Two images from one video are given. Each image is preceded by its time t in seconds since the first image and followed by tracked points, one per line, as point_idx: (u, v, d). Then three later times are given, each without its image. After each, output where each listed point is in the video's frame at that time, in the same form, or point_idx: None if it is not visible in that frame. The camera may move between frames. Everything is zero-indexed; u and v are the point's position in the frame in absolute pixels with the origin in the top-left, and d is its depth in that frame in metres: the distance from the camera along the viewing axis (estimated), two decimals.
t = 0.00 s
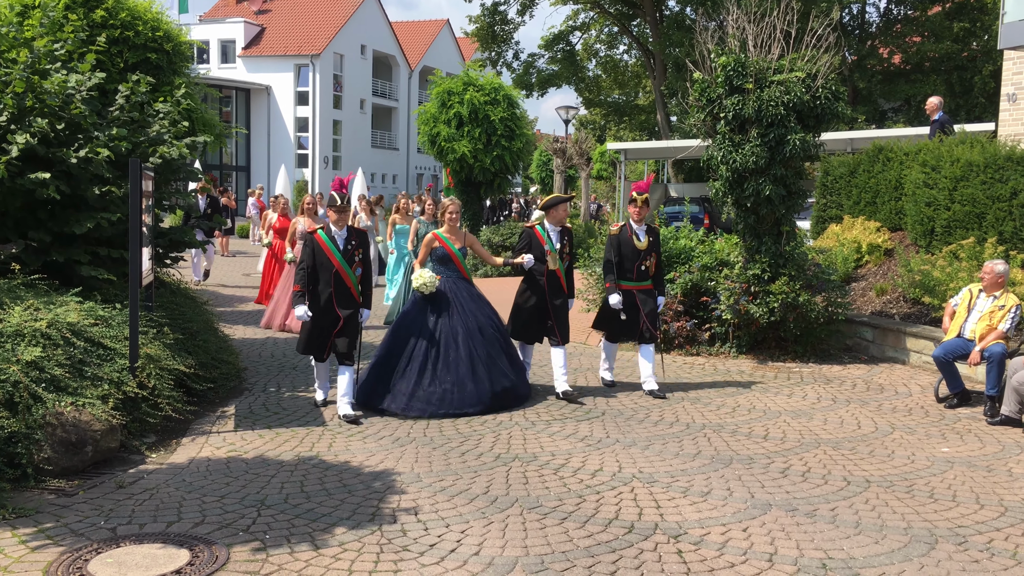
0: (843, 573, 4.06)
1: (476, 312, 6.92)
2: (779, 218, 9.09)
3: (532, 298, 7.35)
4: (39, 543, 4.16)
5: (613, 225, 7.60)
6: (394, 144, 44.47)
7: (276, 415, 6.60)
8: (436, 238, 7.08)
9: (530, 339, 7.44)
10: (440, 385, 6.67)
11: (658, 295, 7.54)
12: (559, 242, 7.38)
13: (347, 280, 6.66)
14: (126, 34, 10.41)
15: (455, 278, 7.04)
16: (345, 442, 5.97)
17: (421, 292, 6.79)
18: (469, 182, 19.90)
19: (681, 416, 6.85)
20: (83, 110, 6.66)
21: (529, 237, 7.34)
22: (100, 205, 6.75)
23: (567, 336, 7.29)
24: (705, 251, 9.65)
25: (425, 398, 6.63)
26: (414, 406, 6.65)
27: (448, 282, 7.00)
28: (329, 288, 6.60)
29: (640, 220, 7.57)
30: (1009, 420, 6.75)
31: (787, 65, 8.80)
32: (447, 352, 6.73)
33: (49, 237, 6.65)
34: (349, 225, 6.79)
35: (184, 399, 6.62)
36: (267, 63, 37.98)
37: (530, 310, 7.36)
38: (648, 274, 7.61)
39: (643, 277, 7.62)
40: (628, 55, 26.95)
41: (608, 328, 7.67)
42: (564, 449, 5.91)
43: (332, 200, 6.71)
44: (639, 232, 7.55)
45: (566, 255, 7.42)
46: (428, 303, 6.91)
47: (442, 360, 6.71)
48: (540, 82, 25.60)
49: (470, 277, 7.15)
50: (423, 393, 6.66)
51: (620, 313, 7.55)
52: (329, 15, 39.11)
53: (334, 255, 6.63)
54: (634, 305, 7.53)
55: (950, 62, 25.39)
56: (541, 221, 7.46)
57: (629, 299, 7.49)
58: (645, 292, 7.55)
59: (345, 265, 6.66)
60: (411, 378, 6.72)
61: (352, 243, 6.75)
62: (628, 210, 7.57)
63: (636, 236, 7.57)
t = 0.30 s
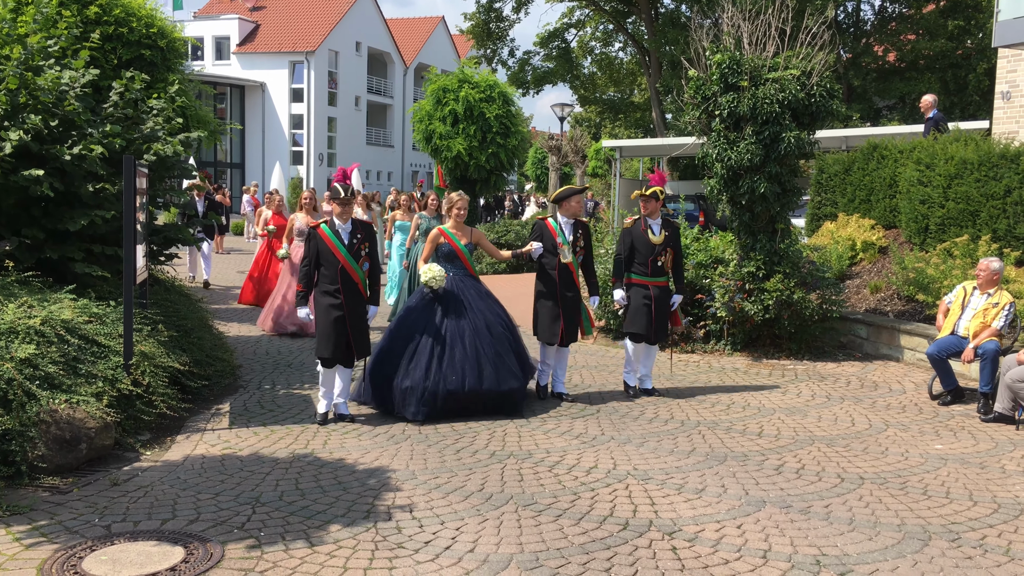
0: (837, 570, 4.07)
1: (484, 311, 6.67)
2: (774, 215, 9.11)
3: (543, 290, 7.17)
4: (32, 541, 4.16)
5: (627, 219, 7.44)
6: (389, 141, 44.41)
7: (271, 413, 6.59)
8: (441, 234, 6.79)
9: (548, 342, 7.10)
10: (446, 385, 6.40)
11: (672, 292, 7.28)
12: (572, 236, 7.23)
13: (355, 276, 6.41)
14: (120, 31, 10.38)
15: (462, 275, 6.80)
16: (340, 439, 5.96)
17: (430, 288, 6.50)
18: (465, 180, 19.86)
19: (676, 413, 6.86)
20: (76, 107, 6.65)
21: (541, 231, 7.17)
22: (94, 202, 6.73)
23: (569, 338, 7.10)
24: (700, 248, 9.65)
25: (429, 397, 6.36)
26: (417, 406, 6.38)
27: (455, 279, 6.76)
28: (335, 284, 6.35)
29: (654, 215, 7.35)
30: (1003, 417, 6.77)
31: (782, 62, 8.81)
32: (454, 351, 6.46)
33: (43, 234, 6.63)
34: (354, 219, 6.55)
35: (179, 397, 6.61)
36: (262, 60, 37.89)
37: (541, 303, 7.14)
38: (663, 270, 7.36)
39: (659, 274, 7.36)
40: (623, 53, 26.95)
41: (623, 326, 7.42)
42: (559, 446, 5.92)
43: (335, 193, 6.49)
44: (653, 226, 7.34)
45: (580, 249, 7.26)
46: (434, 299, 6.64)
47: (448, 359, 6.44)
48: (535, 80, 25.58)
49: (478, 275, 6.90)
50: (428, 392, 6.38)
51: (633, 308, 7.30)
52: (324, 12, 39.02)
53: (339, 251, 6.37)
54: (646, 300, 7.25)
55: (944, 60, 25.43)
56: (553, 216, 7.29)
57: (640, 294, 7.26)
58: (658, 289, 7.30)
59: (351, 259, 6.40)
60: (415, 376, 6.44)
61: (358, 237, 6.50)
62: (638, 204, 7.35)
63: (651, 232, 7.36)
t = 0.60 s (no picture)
0: (832, 564, 4.08)
1: (496, 321, 6.29)
2: (770, 211, 9.11)
3: (555, 298, 6.68)
4: (29, 537, 4.16)
5: (637, 223, 7.12)
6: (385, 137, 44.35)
7: (267, 409, 6.59)
8: (454, 235, 6.48)
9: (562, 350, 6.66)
10: (448, 398, 6.09)
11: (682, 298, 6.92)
12: (583, 239, 6.83)
13: (357, 284, 5.99)
14: (115, 26, 10.34)
15: (475, 277, 6.45)
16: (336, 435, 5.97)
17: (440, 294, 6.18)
18: (461, 175, 19.84)
19: (672, 409, 6.87)
20: (72, 102, 6.61)
21: (550, 235, 6.75)
22: (90, 198, 6.71)
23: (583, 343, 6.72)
24: (696, 244, 9.65)
25: (429, 410, 6.09)
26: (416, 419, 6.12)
27: (468, 282, 6.41)
28: (337, 293, 5.94)
29: (664, 217, 6.98)
30: (998, 412, 6.79)
31: (778, 58, 8.81)
32: (459, 364, 6.14)
33: (38, 230, 6.61)
34: (356, 222, 6.11)
35: (175, 393, 6.61)
36: (257, 56, 37.80)
37: (555, 312, 6.68)
38: (675, 275, 6.98)
39: (670, 279, 6.98)
40: (619, 48, 26.92)
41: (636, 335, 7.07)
42: (555, 442, 5.93)
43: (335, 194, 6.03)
44: (662, 230, 7.00)
45: (591, 254, 6.86)
46: (444, 304, 6.31)
47: (453, 372, 6.12)
48: (532, 75, 25.57)
49: (492, 278, 6.53)
50: (429, 405, 6.10)
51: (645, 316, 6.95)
52: (320, 7, 38.92)
53: (340, 257, 5.94)
54: (657, 308, 6.90)
55: (940, 55, 25.44)
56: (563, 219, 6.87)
57: (648, 301, 6.91)
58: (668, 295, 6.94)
59: (353, 267, 5.97)
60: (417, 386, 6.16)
61: (360, 242, 6.06)
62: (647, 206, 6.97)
63: (660, 235, 6.98)
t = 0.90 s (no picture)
0: (826, 560, 4.10)
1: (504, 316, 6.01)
2: (765, 207, 9.13)
3: (570, 299, 6.49)
4: (24, 533, 4.15)
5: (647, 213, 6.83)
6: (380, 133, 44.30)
7: (262, 405, 6.58)
8: (463, 232, 6.23)
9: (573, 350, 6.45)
10: (455, 397, 5.76)
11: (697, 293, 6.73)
12: (595, 233, 6.64)
13: (359, 277, 5.86)
14: (109, 22, 10.28)
15: (483, 277, 6.23)
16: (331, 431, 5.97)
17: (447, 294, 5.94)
18: (456, 172, 19.83)
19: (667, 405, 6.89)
20: (66, 98, 6.59)
21: (563, 226, 6.58)
22: (84, 194, 6.70)
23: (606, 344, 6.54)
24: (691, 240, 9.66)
25: (436, 411, 5.76)
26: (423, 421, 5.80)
27: (476, 280, 6.20)
28: (337, 287, 5.81)
29: (676, 210, 6.80)
30: (991, 407, 6.82)
31: (773, 54, 8.82)
32: (466, 361, 5.83)
33: (32, 227, 6.59)
34: (360, 213, 5.99)
35: (170, 389, 6.60)
36: (252, 52, 37.70)
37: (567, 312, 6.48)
38: (686, 269, 6.84)
39: (681, 273, 6.82)
40: (615, 44, 26.91)
41: (645, 330, 6.82)
42: (551, 438, 5.93)
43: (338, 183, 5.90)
44: (675, 222, 6.76)
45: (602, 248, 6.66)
46: (450, 303, 6.06)
47: (459, 370, 5.81)
48: (527, 71, 25.57)
49: (503, 277, 6.30)
50: (436, 407, 5.77)
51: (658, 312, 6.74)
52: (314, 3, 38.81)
53: (343, 249, 5.83)
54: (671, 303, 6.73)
55: (934, 52, 25.50)
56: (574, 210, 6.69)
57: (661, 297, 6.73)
58: (681, 290, 6.76)
59: (355, 260, 5.85)
60: (423, 388, 5.86)
61: (363, 234, 5.95)
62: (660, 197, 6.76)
63: (674, 227, 6.76)
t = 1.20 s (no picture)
0: (819, 554, 4.12)
1: (517, 325, 5.79)
2: (758, 204, 9.14)
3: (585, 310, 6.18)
4: (15, 531, 4.14)
5: (668, 216, 6.56)
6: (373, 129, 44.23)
7: (255, 402, 6.57)
8: (468, 233, 5.95)
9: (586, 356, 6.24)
10: (472, 415, 5.53)
11: (716, 300, 6.45)
12: (613, 238, 6.26)
13: (369, 287, 5.51)
14: (100, 17, 10.16)
15: (490, 281, 5.95)
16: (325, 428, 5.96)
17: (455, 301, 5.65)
18: (449, 168, 19.80)
19: (660, 401, 6.90)
20: (57, 94, 6.57)
21: (576, 231, 6.22)
22: (76, 190, 6.67)
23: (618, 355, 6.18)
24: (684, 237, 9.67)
25: (452, 430, 5.51)
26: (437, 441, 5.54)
27: (482, 286, 5.92)
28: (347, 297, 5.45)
29: (699, 213, 6.49)
30: (983, 403, 6.84)
31: (766, 51, 8.82)
32: (482, 376, 5.60)
33: (24, 223, 6.55)
34: (369, 219, 5.63)
35: (162, 386, 6.58)
36: (244, 47, 37.56)
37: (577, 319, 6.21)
38: (707, 276, 6.51)
39: (702, 280, 6.51)
40: (608, 41, 26.88)
41: (659, 334, 6.62)
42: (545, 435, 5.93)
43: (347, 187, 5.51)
44: (696, 227, 6.49)
45: (622, 253, 6.30)
46: (458, 310, 5.77)
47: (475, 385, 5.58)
48: (520, 67, 25.55)
49: (510, 282, 6.05)
50: (451, 425, 5.52)
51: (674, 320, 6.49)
52: None
53: (352, 257, 5.48)
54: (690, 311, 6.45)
55: (927, 48, 25.56)
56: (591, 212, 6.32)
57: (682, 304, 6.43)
58: (702, 297, 6.45)
59: (367, 269, 5.50)
60: (436, 404, 5.58)
61: (373, 241, 5.60)
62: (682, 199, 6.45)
63: (695, 232, 6.47)
